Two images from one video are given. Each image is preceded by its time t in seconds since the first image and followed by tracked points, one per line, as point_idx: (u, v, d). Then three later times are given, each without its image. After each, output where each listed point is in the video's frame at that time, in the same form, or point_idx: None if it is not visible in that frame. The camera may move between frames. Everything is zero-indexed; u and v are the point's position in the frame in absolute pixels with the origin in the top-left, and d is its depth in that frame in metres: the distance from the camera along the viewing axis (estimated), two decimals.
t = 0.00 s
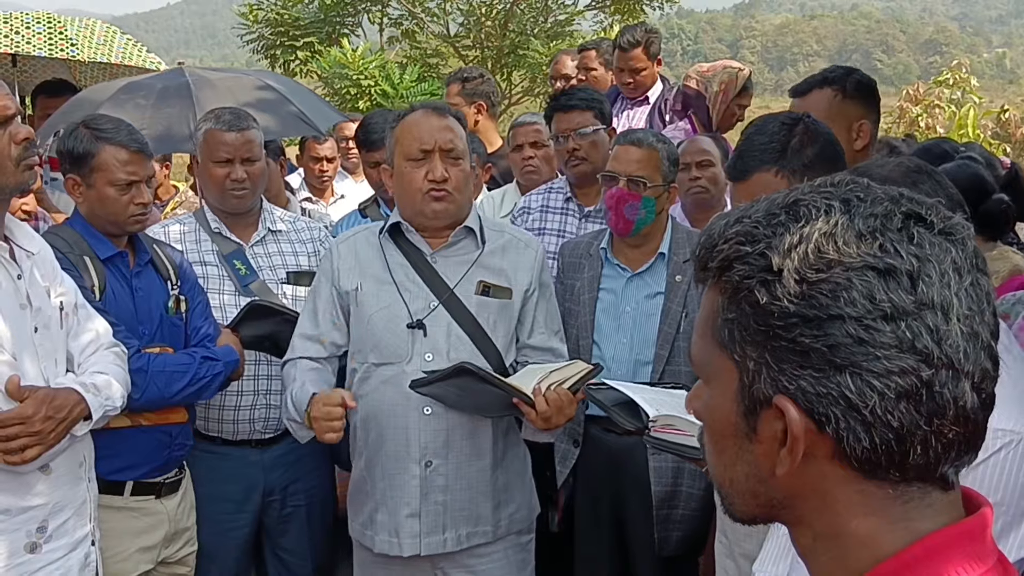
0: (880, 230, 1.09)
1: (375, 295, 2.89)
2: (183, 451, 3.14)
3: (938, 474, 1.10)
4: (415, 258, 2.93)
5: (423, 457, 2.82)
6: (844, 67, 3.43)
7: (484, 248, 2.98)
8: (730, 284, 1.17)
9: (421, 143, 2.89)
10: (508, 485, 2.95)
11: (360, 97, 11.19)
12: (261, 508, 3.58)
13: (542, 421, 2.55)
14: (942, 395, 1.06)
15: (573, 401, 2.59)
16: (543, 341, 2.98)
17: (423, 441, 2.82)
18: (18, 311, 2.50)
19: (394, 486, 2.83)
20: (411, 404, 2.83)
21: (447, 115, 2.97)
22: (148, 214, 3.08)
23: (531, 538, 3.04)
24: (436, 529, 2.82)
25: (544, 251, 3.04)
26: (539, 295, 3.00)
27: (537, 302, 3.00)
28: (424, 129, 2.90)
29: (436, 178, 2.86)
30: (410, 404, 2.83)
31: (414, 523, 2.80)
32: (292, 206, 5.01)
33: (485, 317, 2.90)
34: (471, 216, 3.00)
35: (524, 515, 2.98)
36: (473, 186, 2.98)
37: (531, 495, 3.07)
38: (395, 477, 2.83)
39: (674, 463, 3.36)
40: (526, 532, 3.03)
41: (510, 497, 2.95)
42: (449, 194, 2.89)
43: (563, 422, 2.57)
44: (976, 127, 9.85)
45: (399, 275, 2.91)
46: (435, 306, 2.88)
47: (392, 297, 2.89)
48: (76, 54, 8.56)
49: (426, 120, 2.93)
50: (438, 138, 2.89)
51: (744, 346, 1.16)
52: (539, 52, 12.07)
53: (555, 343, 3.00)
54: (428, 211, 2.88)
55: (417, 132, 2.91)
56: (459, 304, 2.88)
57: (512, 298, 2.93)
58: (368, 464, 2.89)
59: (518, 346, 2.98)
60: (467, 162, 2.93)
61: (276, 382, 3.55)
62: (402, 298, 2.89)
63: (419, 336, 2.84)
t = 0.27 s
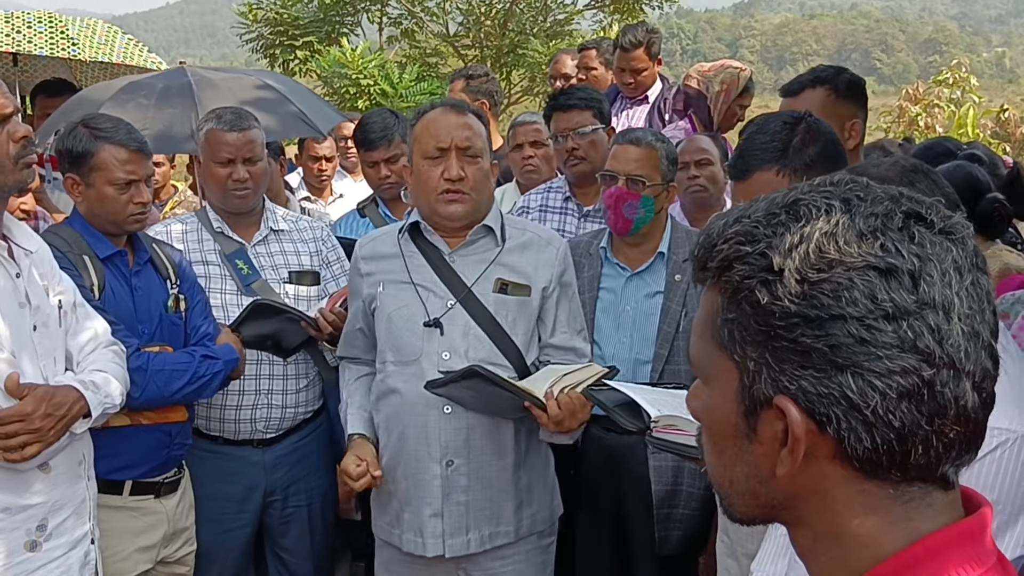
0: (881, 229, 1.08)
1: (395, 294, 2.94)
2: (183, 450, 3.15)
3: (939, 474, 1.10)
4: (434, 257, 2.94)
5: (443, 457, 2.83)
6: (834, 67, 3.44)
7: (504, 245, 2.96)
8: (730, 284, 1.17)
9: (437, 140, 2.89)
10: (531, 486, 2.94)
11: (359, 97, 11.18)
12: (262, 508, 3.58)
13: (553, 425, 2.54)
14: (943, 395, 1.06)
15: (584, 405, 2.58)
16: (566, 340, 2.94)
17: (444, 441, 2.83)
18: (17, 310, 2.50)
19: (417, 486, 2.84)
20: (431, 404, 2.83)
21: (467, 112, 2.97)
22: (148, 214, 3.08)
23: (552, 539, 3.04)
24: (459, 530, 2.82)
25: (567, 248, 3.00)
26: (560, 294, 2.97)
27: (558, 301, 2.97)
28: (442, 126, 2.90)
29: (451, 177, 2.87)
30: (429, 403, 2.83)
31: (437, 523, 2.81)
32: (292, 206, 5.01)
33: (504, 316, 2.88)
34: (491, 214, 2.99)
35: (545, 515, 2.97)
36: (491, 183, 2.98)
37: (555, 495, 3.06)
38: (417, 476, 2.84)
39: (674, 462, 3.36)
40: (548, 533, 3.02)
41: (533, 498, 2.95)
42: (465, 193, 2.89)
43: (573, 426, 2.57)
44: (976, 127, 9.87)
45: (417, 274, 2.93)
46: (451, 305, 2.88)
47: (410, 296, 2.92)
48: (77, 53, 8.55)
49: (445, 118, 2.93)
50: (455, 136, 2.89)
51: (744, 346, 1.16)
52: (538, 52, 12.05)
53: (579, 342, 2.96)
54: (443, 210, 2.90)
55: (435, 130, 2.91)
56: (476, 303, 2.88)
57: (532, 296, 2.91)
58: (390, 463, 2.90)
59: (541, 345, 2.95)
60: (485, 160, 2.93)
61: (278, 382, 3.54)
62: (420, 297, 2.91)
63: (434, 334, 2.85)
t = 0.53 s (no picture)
0: (884, 229, 1.08)
1: (419, 296, 2.95)
2: (181, 449, 3.14)
3: (942, 476, 1.09)
4: (460, 259, 2.95)
5: (458, 460, 2.85)
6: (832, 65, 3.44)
7: (529, 248, 2.95)
8: (731, 283, 1.16)
9: (458, 143, 2.88)
10: (550, 492, 2.93)
11: (359, 95, 11.17)
12: (262, 508, 3.57)
13: (559, 435, 2.57)
14: (947, 397, 1.05)
15: (592, 415, 2.59)
16: (589, 344, 2.91)
17: (460, 443, 2.86)
18: (15, 308, 2.49)
19: (433, 487, 2.88)
20: (448, 406, 2.87)
21: (489, 112, 2.94)
22: (146, 212, 3.08)
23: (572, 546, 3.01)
24: (474, 533, 2.83)
25: (594, 252, 2.96)
26: (584, 298, 2.94)
27: (583, 305, 2.94)
28: (463, 128, 2.88)
29: (470, 180, 2.86)
30: (446, 407, 2.86)
31: (451, 524, 2.84)
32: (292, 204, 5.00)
33: (525, 319, 2.88)
34: (517, 215, 2.97)
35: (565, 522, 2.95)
36: (515, 184, 2.95)
37: (582, 502, 3.03)
38: (434, 477, 2.88)
39: (675, 461, 3.36)
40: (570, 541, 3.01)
41: (553, 503, 2.93)
42: (485, 195, 2.88)
43: (580, 436, 2.58)
44: (976, 125, 9.88)
45: (443, 276, 2.95)
46: (474, 307, 2.89)
47: (434, 298, 2.93)
48: (78, 51, 8.52)
49: (467, 119, 2.91)
50: (476, 138, 2.87)
51: (745, 346, 1.15)
52: (538, 49, 12.02)
53: (604, 347, 2.94)
54: (462, 213, 2.90)
55: (456, 132, 2.90)
56: (498, 306, 2.88)
57: (554, 300, 2.89)
58: (409, 464, 2.95)
59: (564, 350, 2.94)
60: (506, 161, 2.90)
61: (279, 382, 3.53)
62: (443, 299, 2.92)
63: (455, 337, 2.87)
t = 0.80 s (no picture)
0: (889, 233, 1.08)
1: (439, 296, 2.94)
2: (184, 450, 3.14)
3: (948, 481, 1.09)
4: (481, 261, 2.95)
5: (474, 462, 2.86)
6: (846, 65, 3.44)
7: (551, 251, 2.97)
8: (736, 286, 1.16)
9: (477, 147, 2.89)
10: (568, 496, 2.93)
11: (359, 96, 11.16)
12: (266, 509, 3.57)
13: (570, 440, 2.59)
14: (952, 401, 1.05)
15: (604, 421, 2.60)
16: (607, 349, 2.93)
17: (476, 445, 2.86)
18: (18, 309, 2.49)
19: (448, 488, 2.88)
20: (465, 408, 2.87)
21: (511, 115, 2.94)
22: (147, 213, 3.07)
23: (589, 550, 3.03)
24: (489, 535, 2.83)
25: (615, 257, 2.97)
26: (604, 302, 2.95)
27: (602, 309, 2.95)
28: (482, 132, 2.90)
29: (488, 184, 2.87)
30: (464, 409, 2.87)
31: (467, 526, 2.84)
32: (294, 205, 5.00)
33: (544, 322, 2.88)
34: (539, 218, 2.98)
35: (581, 526, 2.96)
36: (536, 188, 2.95)
37: (598, 506, 3.04)
38: (449, 479, 2.89)
39: (677, 462, 3.37)
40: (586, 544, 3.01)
41: (569, 507, 2.93)
42: (504, 200, 2.89)
43: (591, 441, 2.60)
44: (977, 125, 9.92)
45: (464, 277, 2.95)
46: (494, 310, 2.89)
47: (455, 298, 2.92)
48: (81, 53, 8.51)
49: (488, 123, 2.92)
50: (495, 142, 2.88)
51: (750, 349, 1.15)
52: (539, 50, 12.06)
53: (624, 353, 2.96)
54: (482, 217, 2.91)
55: (476, 135, 2.91)
56: (519, 309, 2.88)
57: (574, 304, 2.90)
58: (426, 464, 2.96)
59: (583, 354, 2.95)
60: (525, 164, 2.90)
61: (282, 384, 3.53)
62: (463, 301, 2.92)
63: (475, 339, 2.87)
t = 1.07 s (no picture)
0: (899, 230, 1.08)
1: (451, 294, 2.94)
2: (185, 449, 3.14)
3: (957, 479, 1.09)
4: (494, 260, 2.95)
5: (485, 461, 2.85)
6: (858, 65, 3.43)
7: (563, 252, 2.96)
8: (745, 284, 1.16)
9: (488, 147, 2.90)
10: (577, 497, 2.94)
11: (360, 95, 11.15)
12: (268, 508, 3.56)
13: (579, 442, 2.58)
14: (962, 398, 1.05)
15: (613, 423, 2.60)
16: (618, 350, 2.93)
17: (487, 444, 2.86)
18: (20, 307, 2.49)
19: (458, 487, 2.88)
20: (476, 408, 2.87)
21: (524, 117, 2.94)
22: (149, 211, 3.07)
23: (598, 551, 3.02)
24: (498, 535, 2.83)
25: (628, 259, 2.98)
26: (616, 304, 2.95)
27: (614, 310, 2.95)
28: (494, 133, 2.90)
29: (498, 186, 2.87)
30: (475, 408, 2.87)
31: (476, 525, 2.84)
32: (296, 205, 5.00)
33: (556, 323, 2.89)
34: (552, 219, 2.98)
35: (591, 527, 2.96)
36: (546, 191, 2.95)
37: (607, 507, 3.04)
38: (459, 478, 2.88)
39: (680, 460, 3.39)
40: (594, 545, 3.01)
41: (579, 507, 2.94)
42: (514, 201, 2.89)
43: (600, 443, 2.59)
44: (977, 125, 10.01)
45: (476, 276, 2.95)
46: (507, 309, 2.89)
47: (467, 297, 2.92)
48: (83, 51, 8.50)
49: (500, 124, 2.92)
50: (506, 144, 2.89)
51: (759, 347, 1.15)
52: (540, 49, 12.12)
53: (635, 356, 2.95)
54: (491, 218, 2.91)
55: (488, 137, 2.91)
56: (531, 309, 2.88)
57: (586, 305, 2.90)
58: (435, 462, 2.96)
59: (594, 355, 2.95)
60: (536, 166, 2.90)
61: (284, 383, 3.53)
62: (476, 299, 2.92)
63: (487, 338, 2.87)
